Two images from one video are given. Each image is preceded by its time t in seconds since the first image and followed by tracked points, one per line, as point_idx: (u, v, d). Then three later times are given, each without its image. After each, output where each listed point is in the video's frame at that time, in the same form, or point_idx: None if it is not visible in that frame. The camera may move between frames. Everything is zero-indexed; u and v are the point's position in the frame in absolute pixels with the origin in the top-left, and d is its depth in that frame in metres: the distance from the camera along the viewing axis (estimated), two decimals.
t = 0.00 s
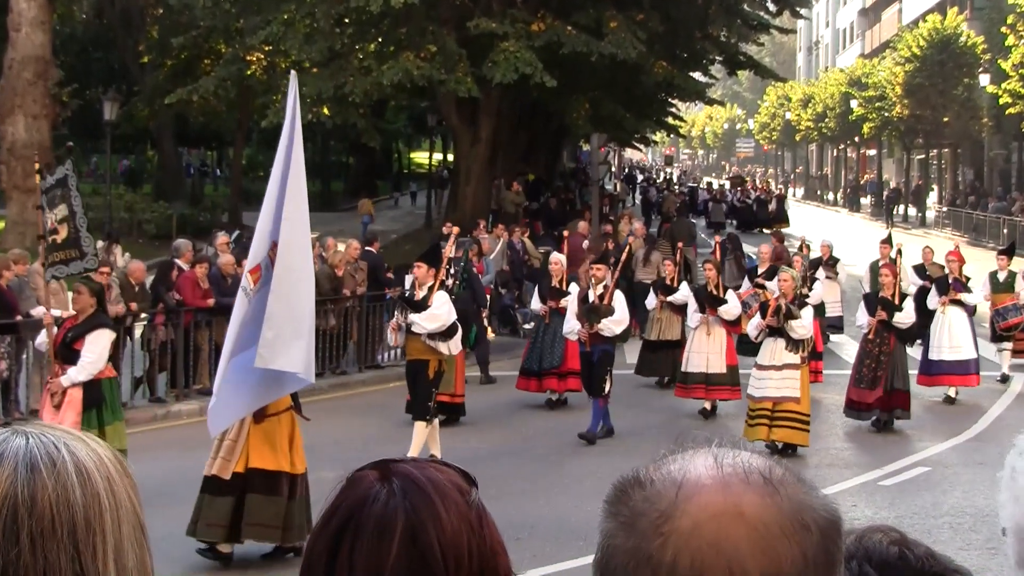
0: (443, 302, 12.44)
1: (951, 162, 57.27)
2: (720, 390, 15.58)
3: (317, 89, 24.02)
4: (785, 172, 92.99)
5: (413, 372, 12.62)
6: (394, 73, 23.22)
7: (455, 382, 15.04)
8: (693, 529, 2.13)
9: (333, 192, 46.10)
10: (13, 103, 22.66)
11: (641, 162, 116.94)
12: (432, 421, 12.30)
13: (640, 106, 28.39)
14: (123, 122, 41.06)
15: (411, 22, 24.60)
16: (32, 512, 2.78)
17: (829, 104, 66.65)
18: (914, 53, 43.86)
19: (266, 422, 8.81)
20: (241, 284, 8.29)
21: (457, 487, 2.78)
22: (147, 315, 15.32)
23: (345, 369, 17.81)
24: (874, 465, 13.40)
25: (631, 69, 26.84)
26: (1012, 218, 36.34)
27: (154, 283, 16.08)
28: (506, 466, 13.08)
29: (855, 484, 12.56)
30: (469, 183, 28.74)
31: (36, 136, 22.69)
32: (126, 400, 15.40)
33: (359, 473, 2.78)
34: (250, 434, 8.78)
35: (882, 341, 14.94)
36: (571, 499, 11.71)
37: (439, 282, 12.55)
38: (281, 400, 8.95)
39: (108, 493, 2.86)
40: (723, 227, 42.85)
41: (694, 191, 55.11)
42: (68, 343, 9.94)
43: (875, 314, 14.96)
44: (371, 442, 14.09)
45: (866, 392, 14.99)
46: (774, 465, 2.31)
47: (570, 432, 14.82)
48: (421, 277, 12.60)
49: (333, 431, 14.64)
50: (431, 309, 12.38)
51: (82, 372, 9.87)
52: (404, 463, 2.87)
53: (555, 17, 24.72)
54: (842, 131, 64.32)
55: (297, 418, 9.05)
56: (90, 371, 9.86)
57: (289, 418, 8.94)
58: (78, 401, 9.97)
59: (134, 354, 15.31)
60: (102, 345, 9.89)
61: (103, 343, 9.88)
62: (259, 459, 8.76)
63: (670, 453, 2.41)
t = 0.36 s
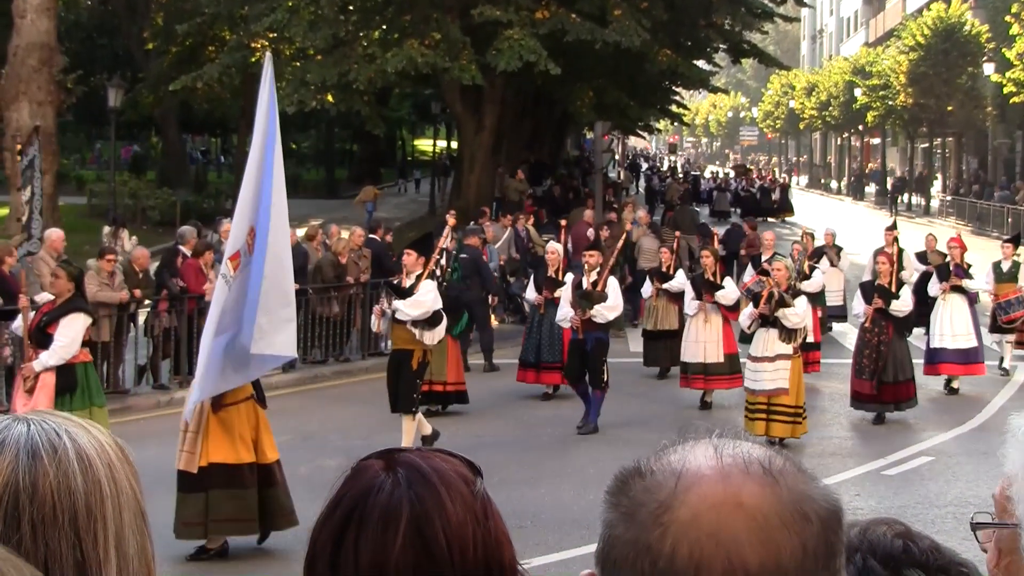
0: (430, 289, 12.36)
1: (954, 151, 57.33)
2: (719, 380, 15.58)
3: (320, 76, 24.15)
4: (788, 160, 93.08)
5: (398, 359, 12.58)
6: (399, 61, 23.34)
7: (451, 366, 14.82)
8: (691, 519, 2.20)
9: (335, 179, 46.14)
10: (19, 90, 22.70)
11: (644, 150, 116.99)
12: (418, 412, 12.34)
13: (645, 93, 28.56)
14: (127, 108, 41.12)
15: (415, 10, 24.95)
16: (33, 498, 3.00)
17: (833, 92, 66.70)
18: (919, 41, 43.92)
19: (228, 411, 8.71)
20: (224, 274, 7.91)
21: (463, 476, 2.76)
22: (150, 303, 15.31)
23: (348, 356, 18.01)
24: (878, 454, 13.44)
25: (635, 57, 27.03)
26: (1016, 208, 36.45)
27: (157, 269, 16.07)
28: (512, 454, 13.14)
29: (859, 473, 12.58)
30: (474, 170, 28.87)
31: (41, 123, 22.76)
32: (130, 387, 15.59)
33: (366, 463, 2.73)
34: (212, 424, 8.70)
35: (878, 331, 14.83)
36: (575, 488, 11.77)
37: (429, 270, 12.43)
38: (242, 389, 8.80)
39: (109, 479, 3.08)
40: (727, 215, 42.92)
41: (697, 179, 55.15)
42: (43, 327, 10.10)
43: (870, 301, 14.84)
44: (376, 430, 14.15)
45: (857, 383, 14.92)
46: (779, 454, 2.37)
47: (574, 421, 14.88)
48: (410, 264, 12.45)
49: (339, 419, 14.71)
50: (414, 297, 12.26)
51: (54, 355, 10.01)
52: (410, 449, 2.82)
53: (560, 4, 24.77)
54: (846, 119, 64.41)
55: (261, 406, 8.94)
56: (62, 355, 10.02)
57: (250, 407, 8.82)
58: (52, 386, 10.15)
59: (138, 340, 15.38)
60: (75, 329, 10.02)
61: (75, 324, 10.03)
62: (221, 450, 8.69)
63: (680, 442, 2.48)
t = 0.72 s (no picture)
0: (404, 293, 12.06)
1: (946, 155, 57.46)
2: (703, 386, 15.53)
3: (313, 79, 24.23)
4: (780, 163, 93.16)
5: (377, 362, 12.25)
6: (392, 64, 23.41)
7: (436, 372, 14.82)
8: (678, 524, 2.28)
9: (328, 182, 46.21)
10: (12, 92, 22.80)
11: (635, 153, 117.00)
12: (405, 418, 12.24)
13: (638, 96, 28.67)
14: (119, 111, 41.18)
15: (408, 12, 25.13)
16: (21, 500, 3.26)
17: (825, 95, 66.83)
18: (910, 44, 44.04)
19: (185, 418, 8.71)
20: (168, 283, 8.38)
21: (455, 480, 2.83)
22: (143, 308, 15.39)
23: (340, 359, 18.10)
24: (867, 458, 13.47)
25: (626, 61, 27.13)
26: (1007, 210, 36.55)
27: (149, 273, 16.05)
28: (504, 456, 13.20)
29: (848, 477, 12.62)
30: (466, 173, 28.96)
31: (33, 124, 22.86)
32: (122, 391, 15.54)
33: (360, 467, 2.81)
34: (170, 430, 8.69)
35: (863, 335, 14.70)
36: (567, 489, 11.82)
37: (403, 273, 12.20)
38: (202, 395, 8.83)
39: (98, 484, 3.32)
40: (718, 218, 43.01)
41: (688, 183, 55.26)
42: (12, 334, 10.03)
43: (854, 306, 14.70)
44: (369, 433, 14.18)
45: (851, 386, 14.69)
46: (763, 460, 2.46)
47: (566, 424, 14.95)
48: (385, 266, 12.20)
49: (331, 421, 14.76)
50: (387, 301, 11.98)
51: (26, 362, 9.95)
52: (402, 455, 2.90)
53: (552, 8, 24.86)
54: (838, 123, 64.54)
55: (220, 412, 8.93)
56: (35, 362, 9.95)
57: (211, 413, 8.84)
58: (24, 394, 10.05)
59: (130, 344, 15.42)
60: (46, 334, 9.96)
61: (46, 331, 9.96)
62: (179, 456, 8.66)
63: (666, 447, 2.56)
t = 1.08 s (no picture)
0: (364, 307, 11.83)
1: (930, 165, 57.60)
2: (674, 398, 15.51)
3: (297, 88, 24.20)
4: (765, 174, 93.25)
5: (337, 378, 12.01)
6: (377, 73, 23.41)
7: (400, 384, 14.71)
8: (658, 533, 2.31)
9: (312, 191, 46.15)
10: None
11: (621, 163, 116.99)
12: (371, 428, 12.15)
13: (623, 106, 28.73)
14: (104, 120, 41.09)
15: (393, 21, 25.12)
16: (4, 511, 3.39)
17: (810, 105, 66.94)
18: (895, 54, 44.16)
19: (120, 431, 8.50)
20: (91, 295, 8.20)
21: (440, 492, 2.74)
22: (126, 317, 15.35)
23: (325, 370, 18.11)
24: (851, 467, 13.48)
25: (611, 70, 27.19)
26: (991, 219, 36.64)
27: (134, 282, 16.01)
28: (489, 466, 13.19)
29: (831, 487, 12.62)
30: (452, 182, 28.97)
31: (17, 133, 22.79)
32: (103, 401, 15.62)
33: (342, 478, 2.74)
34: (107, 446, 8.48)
35: (834, 348, 14.72)
36: (553, 499, 11.80)
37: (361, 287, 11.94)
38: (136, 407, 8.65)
39: (81, 493, 3.47)
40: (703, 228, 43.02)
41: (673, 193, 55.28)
42: None
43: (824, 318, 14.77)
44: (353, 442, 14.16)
45: (825, 402, 14.70)
46: (742, 469, 2.50)
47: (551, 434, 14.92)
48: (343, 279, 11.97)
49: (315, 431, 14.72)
50: (347, 317, 11.74)
51: None
52: (386, 466, 2.82)
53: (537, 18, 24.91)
54: (822, 133, 64.65)
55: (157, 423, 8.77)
56: None
57: (147, 425, 8.66)
58: None
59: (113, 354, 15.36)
60: None
61: None
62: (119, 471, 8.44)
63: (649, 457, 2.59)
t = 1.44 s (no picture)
0: (330, 316, 11.74)
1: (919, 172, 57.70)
2: (646, 405, 15.51)
3: (287, 96, 24.19)
4: (755, 182, 93.36)
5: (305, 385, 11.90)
6: (365, 82, 23.41)
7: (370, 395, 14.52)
8: (644, 541, 2.23)
9: (303, 199, 46.15)
10: None
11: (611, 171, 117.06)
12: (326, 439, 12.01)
13: (612, 113, 28.75)
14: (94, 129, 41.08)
15: (382, 30, 25.14)
16: None
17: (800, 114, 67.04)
18: (882, 62, 44.27)
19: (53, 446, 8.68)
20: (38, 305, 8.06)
21: (425, 501, 2.80)
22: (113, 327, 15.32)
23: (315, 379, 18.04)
24: (840, 476, 13.44)
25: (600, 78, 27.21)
26: (980, 227, 36.68)
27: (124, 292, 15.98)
28: (478, 474, 13.15)
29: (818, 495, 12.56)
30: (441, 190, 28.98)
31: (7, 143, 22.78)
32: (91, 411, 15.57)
33: (330, 486, 2.82)
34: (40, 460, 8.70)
35: (811, 354, 14.62)
36: (541, 508, 11.77)
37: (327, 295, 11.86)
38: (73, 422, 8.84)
39: (76, 502, 3.26)
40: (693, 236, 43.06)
41: (663, 201, 55.32)
42: None
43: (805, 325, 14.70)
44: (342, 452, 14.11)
45: (800, 408, 14.61)
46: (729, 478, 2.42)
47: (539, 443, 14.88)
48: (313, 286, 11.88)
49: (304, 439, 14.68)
50: (314, 327, 11.66)
51: None
52: (376, 474, 2.90)
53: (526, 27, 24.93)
54: (812, 141, 64.74)
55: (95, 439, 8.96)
56: None
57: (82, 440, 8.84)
58: None
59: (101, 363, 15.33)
60: None
61: None
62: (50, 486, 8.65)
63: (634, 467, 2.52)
